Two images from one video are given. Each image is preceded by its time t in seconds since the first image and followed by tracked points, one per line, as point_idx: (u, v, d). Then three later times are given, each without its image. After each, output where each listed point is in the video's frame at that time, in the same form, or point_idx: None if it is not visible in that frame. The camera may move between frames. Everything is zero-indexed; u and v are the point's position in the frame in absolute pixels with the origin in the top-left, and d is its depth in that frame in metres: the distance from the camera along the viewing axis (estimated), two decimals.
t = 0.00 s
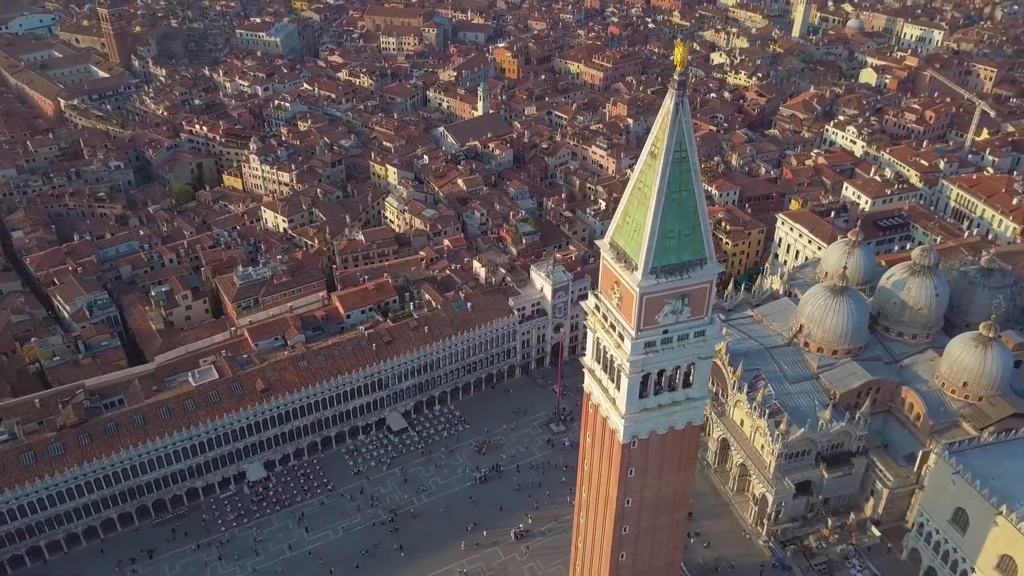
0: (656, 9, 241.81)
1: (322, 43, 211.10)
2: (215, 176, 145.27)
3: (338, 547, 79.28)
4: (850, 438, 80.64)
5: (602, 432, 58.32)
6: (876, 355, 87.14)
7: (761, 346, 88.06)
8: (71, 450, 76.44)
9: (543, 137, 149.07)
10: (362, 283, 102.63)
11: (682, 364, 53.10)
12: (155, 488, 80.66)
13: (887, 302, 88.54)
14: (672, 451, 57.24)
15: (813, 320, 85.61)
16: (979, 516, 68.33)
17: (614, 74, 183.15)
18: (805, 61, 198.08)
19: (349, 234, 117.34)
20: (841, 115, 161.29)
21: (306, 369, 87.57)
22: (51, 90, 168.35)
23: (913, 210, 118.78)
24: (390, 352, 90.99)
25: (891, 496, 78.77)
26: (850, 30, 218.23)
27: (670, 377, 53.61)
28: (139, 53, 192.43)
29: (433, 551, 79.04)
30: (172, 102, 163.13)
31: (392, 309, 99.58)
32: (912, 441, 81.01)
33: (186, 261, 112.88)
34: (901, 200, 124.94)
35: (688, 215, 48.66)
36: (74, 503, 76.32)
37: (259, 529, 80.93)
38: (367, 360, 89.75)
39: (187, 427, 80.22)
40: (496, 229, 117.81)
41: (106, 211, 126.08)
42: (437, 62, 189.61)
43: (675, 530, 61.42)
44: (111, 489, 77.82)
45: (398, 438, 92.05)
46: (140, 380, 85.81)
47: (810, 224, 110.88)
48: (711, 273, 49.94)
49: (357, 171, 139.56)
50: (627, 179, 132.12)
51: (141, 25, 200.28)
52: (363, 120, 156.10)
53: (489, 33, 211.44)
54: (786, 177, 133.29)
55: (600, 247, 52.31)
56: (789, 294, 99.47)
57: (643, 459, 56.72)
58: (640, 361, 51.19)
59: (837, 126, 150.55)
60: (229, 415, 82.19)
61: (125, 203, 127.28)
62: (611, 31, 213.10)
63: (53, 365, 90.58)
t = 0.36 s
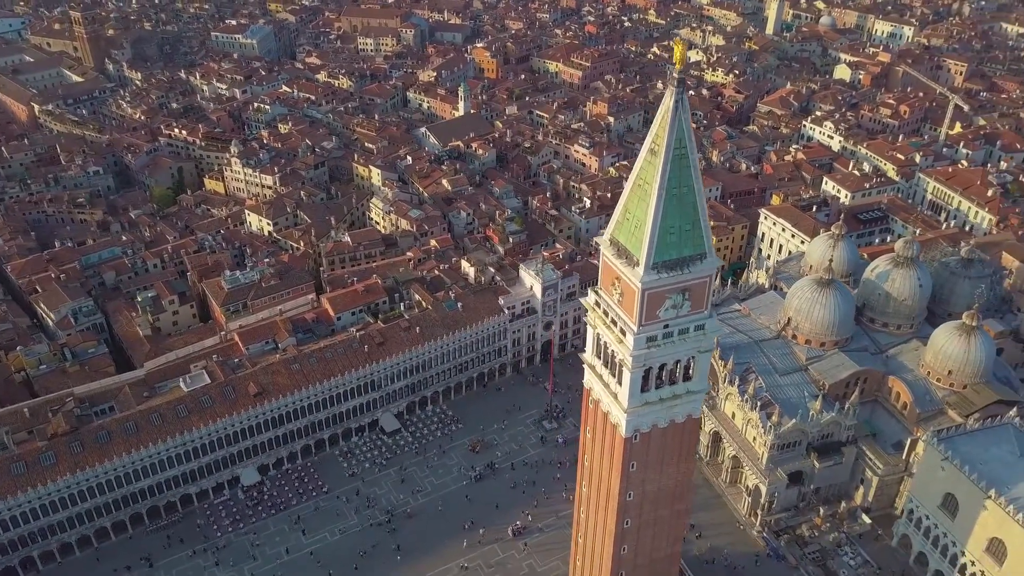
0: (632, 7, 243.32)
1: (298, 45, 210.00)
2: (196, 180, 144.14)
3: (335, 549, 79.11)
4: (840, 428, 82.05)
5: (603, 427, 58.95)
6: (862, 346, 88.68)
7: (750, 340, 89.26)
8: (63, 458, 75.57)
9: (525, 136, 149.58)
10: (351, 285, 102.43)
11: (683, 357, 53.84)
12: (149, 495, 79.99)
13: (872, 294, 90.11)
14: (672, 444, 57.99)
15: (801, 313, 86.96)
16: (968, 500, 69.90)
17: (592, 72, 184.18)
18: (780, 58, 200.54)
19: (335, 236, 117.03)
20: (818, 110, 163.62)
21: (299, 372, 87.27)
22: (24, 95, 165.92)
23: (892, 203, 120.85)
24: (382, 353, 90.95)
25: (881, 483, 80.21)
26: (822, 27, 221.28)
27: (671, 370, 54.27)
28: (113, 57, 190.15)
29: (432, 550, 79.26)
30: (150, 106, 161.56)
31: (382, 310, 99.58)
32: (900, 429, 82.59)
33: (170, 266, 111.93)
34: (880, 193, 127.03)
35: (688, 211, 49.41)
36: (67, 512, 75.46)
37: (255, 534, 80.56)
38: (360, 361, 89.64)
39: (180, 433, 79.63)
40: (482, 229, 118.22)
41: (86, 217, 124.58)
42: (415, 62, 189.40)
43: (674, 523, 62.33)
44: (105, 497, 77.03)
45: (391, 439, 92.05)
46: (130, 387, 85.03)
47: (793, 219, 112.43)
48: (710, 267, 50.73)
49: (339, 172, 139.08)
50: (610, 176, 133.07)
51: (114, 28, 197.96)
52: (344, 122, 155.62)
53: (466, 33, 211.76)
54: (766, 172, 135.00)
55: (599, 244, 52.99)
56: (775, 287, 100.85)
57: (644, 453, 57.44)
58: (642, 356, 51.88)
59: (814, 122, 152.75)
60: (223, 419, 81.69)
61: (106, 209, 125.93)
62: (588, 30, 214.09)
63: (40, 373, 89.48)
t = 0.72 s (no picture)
0: (607, 6, 244.52)
1: (275, 47, 208.61)
2: (177, 184, 142.79)
3: (333, 552, 79.00)
4: (830, 419, 83.52)
5: (603, 422, 59.58)
6: (849, 337, 90.22)
7: (739, 334, 90.46)
8: (56, 467, 74.71)
9: (507, 135, 150.03)
10: (340, 287, 102.21)
11: (683, 352, 54.59)
12: (143, 502, 79.30)
13: (857, 286, 91.71)
14: (672, 437, 58.76)
15: (788, 306, 88.33)
16: (957, 485, 71.50)
17: (571, 71, 185.05)
18: (756, 55, 202.80)
19: (321, 238, 116.60)
20: (795, 106, 165.82)
21: (291, 375, 86.96)
22: None
23: (871, 197, 122.81)
24: (374, 355, 90.87)
25: (870, 471, 81.82)
26: (796, 24, 224.09)
27: (671, 364, 54.98)
28: (86, 61, 187.61)
29: (431, 549, 79.50)
30: (127, 110, 159.73)
31: (372, 312, 99.46)
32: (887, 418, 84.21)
33: (155, 272, 110.90)
34: (858, 187, 129.13)
35: (687, 206, 50.08)
36: (60, 521, 74.63)
37: (251, 538, 80.23)
38: (352, 363, 89.50)
39: (174, 439, 79.04)
40: (468, 229, 118.55)
41: (66, 223, 122.93)
42: (394, 63, 189.01)
43: (674, 516, 63.14)
44: (98, 505, 76.25)
45: (385, 440, 92.05)
46: (121, 394, 84.23)
47: (775, 214, 114.01)
48: (709, 262, 51.50)
49: (322, 174, 138.50)
50: (593, 175, 133.90)
51: (87, 31, 195.41)
52: (325, 123, 155.04)
53: (444, 34, 211.80)
54: (747, 168, 136.51)
55: (599, 240, 53.53)
56: (761, 282, 102.23)
57: (645, 447, 58.09)
58: (644, 351, 52.56)
59: (792, 118, 154.82)
60: (216, 424, 81.20)
61: (86, 214, 124.37)
62: (565, 29, 214.92)
63: (26, 382, 88.25)
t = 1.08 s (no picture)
0: (584, 5, 245.54)
1: (252, 49, 207.13)
2: (157, 189, 141.40)
3: (331, 554, 78.89)
4: (820, 410, 84.89)
5: (604, 417, 60.15)
6: (836, 330, 91.69)
7: (729, 328, 91.61)
8: (49, 476, 73.85)
9: (490, 135, 150.40)
10: (330, 289, 101.93)
11: (683, 346, 55.34)
12: (138, 509, 78.64)
13: (843, 279, 93.29)
14: (673, 430, 59.47)
15: (777, 299, 89.67)
16: (947, 472, 73.06)
17: (551, 71, 185.79)
18: (732, 53, 204.86)
19: (308, 241, 116.25)
20: (773, 103, 167.87)
21: (284, 378, 86.65)
22: None
23: (852, 190, 124.77)
24: (366, 356, 90.78)
25: (860, 460, 83.29)
26: (770, 22, 226.58)
27: (672, 359, 55.69)
28: (60, 65, 184.96)
29: (429, 549, 79.73)
30: (104, 115, 157.88)
31: (363, 313, 99.33)
32: (875, 408, 85.81)
33: (140, 277, 109.86)
34: (839, 181, 131.08)
35: (687, 202, 50.83)
36: (55, 531, 73.82)
37: (248, 543, 79.86)
38: (345, 365, 89.35)
39: (168, 445, 78.46)
40: (456, 229, 118.86)
41: (47, 230, 121.27)
42: (374, 64, 188.58)
43: (674, 508, 63.91)
44: (93, 514, 75.54)
45: (379, 441, 92.03)
46: (112, 401, 83.44)
47: (760, 209, 115.45)
48: (709, 257, 52.31)
49: (306, 176, 137.90)
50: (577, 173, 134.72)
51: (60, 35, 192.79)
52: (306, 125, 154.42)
53: (422, 34, 211.78)
54: (728, 165, 138.10)
55: (599, 238, 54.17)
56: (748, 277, 103.55)
57: (647, 441, 58.76)
58: (646, 346, 53.30)
59: (771, 114, 156.77)
60: (210, 429, 80.73)
61: (67, 220, 122.80)
62: (543, 28, 215.61)
63: (14, 391, 87.05)
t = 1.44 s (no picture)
0: (560, 4, 246.35)
1: (227, 51, 205.40)
2: (137, 194, 139.89)
3: (329, 557, 78.80)
4: (809, 401, 86.25)
5: (604, 413, 60.72)
6: (822, 322, 93.17)
7: (718, 322, 92.76)
8: (42, 486, 72.99)
9: (472, 135, 150.63)
10: (319, 292, 101.63)
11: (682, 340, 56.09)
12: (132, 517, 77.95)
13: (828, 272, 94.85)
14: (672, 424, 60.17)
15: (764, 293, 91.00)
16: (935, 459, 74.62)
17: (530, 70, 186.34)
18: (708, 50, 206.76)
19: (294, 244, 115.77)
20: (751, 100, 169.82)
21: (276, 382, 86.30)
22: None
23: (831, 185, 126.67)
24: (358, 358, 90.65)
25: (850, 450, 84.75)
26: (745, 19, 228.92)
27: (671, 353, 56.41)
28: (32, 69, 182.15)
29: (429, 548, 79.92)
30: (80, 120, 155.83)
31: (353, 315, 99.19)
32: (863, 398, 87.38)
33: (124, 283, 108.72)
34: (818, 176, 133.00)
35: (686, 198, 51.56)
36: (49, 541, 73.01)
37: (245, 547, 79.48)
38: (337, 367, 89.18)
39: (162, 451, 77.84)
40: (442, 229, 119.13)
41: (26, 237, 119.43)
42: (352, 66, 187.96)
43: (674, 501, 64.69)
44: (87, 522, 74.77)
45: (373, 443, 91.96)
46: (103, 408, 82.64)
47: (743, 205, 116.91)
48: (708, 252, 53.10)
49: (288, 179, 137.14)
50: (561, 172, 135.44)
51: (31, 40, 189.96)
52: (287, 128, 153.61)
53: (399, 35, 211.51)
54: (710, 162, 139.48)
55: (598, 235, 54.80)
56: (734, 272, 104.84)
57: (647, 435, 59.39)
58: (647, 341, 54.00)
59: (749, 111, 158.66)
60: (204, 435, 80.20)
61: (47, 227, 121.11)
62: (520, 28, 216.11)
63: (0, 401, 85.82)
